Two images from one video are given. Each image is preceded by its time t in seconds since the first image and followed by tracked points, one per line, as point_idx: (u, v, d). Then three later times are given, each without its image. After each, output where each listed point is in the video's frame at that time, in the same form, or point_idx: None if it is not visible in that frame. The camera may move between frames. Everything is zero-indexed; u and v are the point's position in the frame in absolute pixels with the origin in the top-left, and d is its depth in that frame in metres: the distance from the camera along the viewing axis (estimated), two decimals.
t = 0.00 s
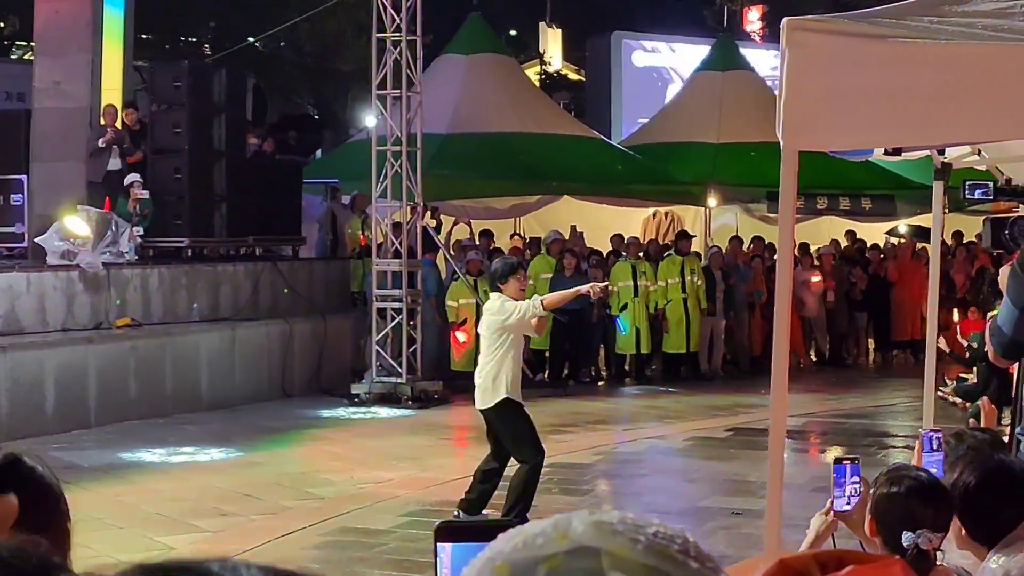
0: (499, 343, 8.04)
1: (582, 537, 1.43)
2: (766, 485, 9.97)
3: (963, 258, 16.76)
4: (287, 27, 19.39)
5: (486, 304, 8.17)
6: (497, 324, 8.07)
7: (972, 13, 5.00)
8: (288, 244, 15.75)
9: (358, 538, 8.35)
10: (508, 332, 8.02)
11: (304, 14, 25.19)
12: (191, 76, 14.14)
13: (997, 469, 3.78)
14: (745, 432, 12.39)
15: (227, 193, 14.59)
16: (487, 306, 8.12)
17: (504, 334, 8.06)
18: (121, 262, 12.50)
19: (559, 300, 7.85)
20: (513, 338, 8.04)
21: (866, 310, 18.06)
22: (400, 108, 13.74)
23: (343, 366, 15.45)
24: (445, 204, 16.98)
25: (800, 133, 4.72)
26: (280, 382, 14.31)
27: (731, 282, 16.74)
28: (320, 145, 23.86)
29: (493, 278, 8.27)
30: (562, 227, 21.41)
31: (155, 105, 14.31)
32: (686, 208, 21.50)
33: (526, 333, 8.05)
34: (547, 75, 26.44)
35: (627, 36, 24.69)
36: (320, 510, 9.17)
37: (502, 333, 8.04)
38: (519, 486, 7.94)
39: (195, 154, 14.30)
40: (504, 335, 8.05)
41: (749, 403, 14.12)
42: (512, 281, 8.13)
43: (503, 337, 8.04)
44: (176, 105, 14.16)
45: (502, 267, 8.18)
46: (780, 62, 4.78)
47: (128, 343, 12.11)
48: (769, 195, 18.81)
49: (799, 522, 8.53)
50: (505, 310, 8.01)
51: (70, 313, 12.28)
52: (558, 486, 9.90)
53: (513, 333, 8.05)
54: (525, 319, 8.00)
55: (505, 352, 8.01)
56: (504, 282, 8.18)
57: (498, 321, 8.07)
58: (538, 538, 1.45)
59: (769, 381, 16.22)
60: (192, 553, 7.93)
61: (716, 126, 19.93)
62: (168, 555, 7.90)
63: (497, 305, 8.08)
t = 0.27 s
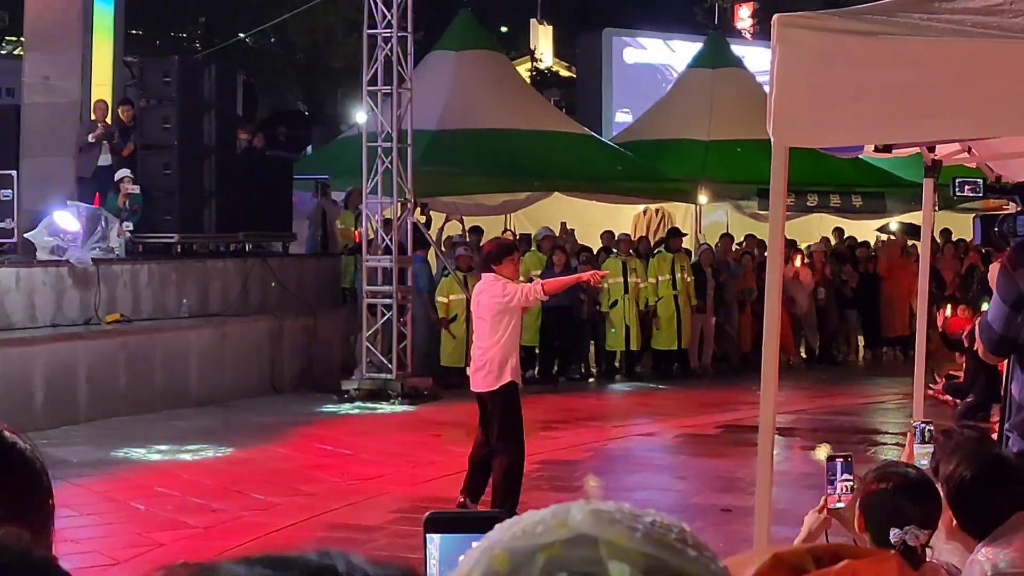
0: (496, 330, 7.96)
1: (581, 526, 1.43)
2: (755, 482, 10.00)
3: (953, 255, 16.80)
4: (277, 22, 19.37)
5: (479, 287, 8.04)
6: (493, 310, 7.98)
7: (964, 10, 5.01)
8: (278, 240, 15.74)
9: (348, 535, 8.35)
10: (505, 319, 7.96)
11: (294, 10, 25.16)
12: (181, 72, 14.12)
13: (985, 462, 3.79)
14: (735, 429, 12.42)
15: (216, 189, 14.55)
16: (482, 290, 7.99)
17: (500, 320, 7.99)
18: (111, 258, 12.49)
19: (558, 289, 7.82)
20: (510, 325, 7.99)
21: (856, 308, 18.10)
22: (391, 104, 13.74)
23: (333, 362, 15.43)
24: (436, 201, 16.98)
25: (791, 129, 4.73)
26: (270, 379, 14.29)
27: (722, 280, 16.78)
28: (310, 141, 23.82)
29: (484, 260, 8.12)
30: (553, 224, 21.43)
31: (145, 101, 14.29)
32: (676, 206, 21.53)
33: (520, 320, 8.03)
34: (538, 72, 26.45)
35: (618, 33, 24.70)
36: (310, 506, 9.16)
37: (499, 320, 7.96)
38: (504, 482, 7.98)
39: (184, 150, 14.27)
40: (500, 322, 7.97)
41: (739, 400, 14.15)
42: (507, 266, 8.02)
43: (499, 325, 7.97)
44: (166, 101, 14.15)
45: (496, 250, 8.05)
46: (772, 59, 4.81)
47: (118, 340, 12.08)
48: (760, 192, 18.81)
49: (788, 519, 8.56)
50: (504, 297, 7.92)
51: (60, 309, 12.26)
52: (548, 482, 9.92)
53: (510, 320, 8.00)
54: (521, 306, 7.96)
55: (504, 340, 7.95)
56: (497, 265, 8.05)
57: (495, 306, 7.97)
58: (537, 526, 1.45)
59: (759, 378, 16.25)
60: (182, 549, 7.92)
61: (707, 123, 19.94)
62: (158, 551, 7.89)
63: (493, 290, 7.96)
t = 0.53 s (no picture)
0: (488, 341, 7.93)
1: (571, 529, 1.41)
2: (745, 479, 10.02)
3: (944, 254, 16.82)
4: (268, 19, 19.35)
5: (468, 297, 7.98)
6: (484, 320, 7.93)
7: (956, 7, 5.01)
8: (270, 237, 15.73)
9: (339, 532, 8.34)
10: (497, 329, 7.93)
11: (286, 6, 25.13)
12: (172, 68, 14.08)
13: (971, 460, 3.81)
14: (725, 426, 12.43)
15: (208, 185, 14.52)
16: (472, 300, 7.93)
17: (491, 330, 7.97)
18: (102, 254, 12.48)
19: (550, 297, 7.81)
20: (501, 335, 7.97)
21: (847, 306, 18.12)
22: (382, 101, 13.72)
23: (324, 359, 15.42)
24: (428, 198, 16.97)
25: (781, 128, 4.74)
26: (260, 376, 14.27)
27: (713, 277, 16.79)
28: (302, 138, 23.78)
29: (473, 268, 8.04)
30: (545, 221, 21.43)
31: (136, 98, 14.27)
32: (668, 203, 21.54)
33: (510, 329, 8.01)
34: (530, 69, 26.45)
35: (610, 30, 24.71)
36: (301, 503, 9.15)
37: (490, 330, 7.93)
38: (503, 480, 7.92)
39: (175, 146, 14.25)
40: (491, 331, 7.94)
41: (730, 398, 14.16)
42: (498, 275, 7.96)
43: (490, 334, 7.94)
44: (157, 97, 14.12)
45: (486, 259, 7.97)
46: (763, 57, 4.81)
47: (108, 337, 12.05)
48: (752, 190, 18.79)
49: (779, 516, 8.58)
50: (495, 307, 7.87)
51: (50, 305, 12.25)
52: (539, 479, 9.92)
53: (500, 329, 7.98)
54: (511, 315, 7.93)
55: (497, 351, 7.91)
56: (487, 274, 7.98)
57: (486, 316, 7.92)
58: (526, 527, 1.44)
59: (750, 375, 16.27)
60: (172, 545, 7.91)
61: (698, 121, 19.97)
62: (148, 547, 7.87)
63: (484, 300, 7.90)
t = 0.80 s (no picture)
0: (481, 348, 7.86)
1: (571, 519, 1.40)
2: (740, 477, 10.03)
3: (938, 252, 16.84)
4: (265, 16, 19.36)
5: (460, 303, 7.89)
6: (477, 326, 7.86)
7: (946, 8, 5.04)
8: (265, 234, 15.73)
9: (334, 529, 8.35)
10: (490, 335, 7.87)
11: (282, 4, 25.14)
12: (168, 65, 14.02)
13: (967, 457, 3.82)
14: (720, 424, 12.45)
15: (203, 182, 14.50)
16: (465, 307, 7.85)
17: (483, 336, 7.90)
18: (98, 251, 12.49)
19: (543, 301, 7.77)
20: (495, 341, 7.91)
21: (842, 303, 18.14)
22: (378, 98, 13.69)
23: (319, 356, 15.43)
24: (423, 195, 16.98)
25: (777, 125, 4.68)
26: (255, 373, 14.27)
27: (708, 275, 16.81)
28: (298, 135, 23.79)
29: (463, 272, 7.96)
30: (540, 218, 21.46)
31: (131, 95, 14.23)
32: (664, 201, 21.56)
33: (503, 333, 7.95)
34: (526, 67, 26.45)
35: (606, 28, 24.72)
36: (296, 500, 9.16)
37: (484, 336, 7.86)
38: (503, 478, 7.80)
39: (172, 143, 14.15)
40: (485, 337, 7.87)
41: (725, 395, 14.18)
42: (488, 278, 7.90)
43: (484, 340, 7.88)
44: (153, 94, 14.06)
45: (475, 263, 7.89)
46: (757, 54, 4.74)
47: (104, 333, 12.04)
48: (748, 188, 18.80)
49: (774, 514, 8.59)
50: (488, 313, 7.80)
51: (45, 303, 12.19)
52: (534, 477, 9.93)
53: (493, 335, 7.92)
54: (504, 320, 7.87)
55: (491, 357, 7.85)
56: (477, 278, 7.92)
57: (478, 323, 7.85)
58: (526, 518, 1.43)
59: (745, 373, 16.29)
60: (167, 543, 7.91)
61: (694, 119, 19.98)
62: (143, 544, 7.88)
63: (476, 306, 7.82)
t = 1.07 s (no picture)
0: (470, 332, 7.67)
1: (582, 517, 1.23)
2: (740, 473, 10.02)
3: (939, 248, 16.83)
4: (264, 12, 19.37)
5: (450, 285, 7.72)
6: (467, 308, 7.67)
7: None
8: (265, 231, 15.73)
9: (333, 525, 8.33)
10: (480, 318, 7.67)
11: None
12: (168, 60, 14.03)
13: (966, 453, 3.82)
14: (720, 420, 12.45)
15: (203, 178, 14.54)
16: (455, 289, 7.68)
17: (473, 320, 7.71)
18: (98, 246, 12.48)
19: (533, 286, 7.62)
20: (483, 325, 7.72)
21: (842, 300, 18.13)
22: (378, 94, 13.67)
23: (319, 352, 15.43)
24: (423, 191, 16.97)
25: (779, 121, 4.69)
26: (255, 369, 14.27)
27: (708, 271, 16.81)
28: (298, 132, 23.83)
29: (453, 255, 7.78)
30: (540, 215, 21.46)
31: (132, 90, 14.22)
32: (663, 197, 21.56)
33: (492, 318, 7.76)
34: (526, 63, 26.48)
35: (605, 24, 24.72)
36: (295, 496, 9.13)
37: (474, 319, 7.67)
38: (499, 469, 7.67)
39: (173, 141, 14.21)
40: (475, 320, 7.68)
41: (724, 392, 14.17)
42: (479, 260, 7.73)
43: (473, 324, 7.68)
44: (152, 89, 14.05)
45: (465, 244, 7.72)
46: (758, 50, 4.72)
47: (103, 328, 12.04)
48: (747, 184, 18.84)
49: (774, 511, 8.58)
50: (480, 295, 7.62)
51: (44, 298, 12.21)
52: (533, 473, 9.92)
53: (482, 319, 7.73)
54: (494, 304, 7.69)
55: (480, 342, 7.65)
56: (467, 259, 7.74)
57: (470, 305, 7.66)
58: (534, 515, 1.25)
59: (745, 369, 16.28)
60: (166, 539, 7.89)
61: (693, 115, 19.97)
62: (142, 540, 7.86)
63: (467, 288, 7.65)
